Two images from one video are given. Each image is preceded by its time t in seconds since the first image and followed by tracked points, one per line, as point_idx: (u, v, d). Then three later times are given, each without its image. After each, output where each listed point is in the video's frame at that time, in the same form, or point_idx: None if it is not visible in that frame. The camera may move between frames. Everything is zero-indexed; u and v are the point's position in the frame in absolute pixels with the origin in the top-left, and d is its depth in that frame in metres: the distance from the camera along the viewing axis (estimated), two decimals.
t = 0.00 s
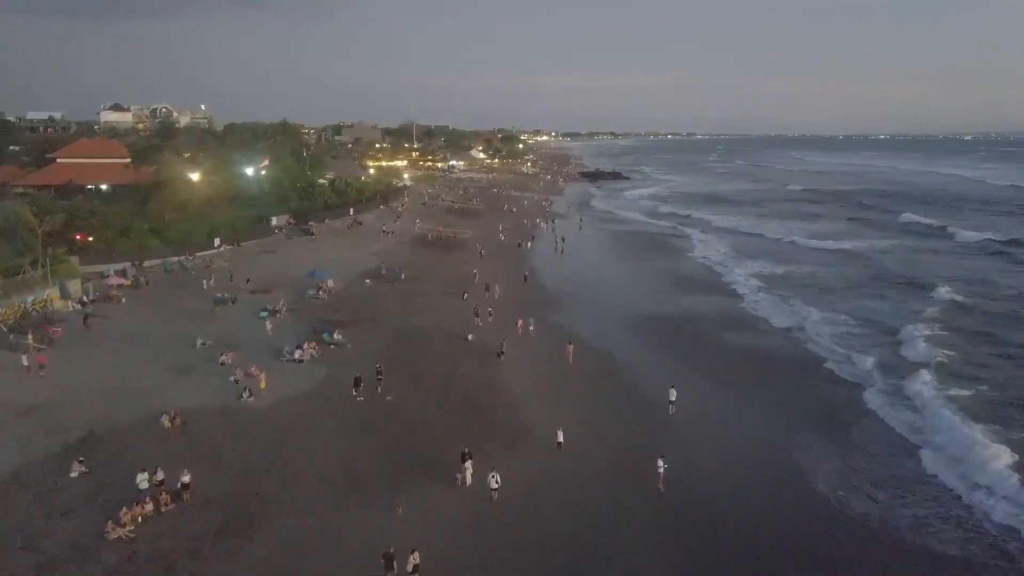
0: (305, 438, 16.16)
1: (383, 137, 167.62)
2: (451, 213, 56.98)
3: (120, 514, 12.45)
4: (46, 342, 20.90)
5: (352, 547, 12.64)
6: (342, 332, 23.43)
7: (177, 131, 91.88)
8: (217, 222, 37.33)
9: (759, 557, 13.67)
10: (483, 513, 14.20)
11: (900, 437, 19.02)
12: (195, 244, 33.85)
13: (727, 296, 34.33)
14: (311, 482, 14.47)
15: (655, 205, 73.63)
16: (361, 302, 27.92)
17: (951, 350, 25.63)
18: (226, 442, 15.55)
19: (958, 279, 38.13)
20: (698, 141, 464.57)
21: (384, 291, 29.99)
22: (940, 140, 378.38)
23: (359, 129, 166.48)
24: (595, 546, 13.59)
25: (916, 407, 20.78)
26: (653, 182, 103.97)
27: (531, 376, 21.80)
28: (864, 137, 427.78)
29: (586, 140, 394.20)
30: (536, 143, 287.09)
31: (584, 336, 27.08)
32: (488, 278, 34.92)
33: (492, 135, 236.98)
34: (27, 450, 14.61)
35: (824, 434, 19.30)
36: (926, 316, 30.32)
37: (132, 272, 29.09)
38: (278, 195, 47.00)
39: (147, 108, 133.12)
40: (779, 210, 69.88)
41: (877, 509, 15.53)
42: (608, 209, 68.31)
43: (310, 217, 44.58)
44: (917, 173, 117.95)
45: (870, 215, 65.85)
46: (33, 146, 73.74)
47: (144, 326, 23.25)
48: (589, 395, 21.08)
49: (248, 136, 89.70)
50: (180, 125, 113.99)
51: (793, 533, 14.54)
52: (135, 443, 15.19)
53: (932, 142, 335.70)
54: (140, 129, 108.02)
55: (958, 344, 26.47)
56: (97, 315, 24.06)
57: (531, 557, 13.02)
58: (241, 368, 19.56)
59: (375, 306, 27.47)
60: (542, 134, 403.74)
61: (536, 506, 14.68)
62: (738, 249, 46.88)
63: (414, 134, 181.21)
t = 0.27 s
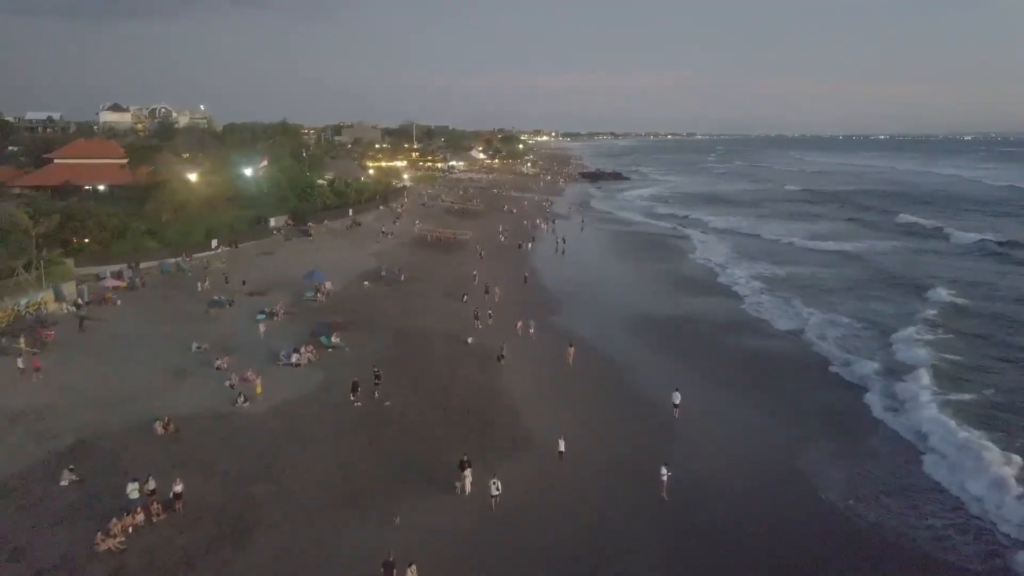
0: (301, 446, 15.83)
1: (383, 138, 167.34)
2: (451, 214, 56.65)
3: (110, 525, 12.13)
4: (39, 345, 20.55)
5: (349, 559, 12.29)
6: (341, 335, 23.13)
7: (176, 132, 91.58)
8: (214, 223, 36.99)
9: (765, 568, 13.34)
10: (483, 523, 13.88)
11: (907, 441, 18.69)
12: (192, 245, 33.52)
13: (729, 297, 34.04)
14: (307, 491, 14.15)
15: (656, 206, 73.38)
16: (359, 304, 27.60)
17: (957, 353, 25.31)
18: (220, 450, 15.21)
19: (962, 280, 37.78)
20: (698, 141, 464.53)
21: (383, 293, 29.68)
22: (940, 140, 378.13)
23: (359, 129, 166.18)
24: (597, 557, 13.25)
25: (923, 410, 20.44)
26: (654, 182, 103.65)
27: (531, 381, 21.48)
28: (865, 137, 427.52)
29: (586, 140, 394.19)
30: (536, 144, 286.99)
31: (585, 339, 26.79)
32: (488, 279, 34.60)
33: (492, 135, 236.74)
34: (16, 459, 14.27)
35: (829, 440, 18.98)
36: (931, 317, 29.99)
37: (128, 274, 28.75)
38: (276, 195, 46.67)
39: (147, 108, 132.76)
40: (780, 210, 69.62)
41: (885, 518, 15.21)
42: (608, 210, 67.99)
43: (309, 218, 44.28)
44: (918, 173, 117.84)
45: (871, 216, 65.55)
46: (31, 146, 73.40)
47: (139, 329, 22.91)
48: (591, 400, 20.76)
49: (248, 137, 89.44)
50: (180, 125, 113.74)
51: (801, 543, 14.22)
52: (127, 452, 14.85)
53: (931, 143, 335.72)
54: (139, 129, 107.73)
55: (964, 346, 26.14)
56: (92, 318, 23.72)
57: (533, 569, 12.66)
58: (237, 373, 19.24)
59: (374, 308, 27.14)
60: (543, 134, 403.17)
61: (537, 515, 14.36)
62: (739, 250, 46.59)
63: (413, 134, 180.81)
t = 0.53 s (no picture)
0: (297, 452, 15.50)
1: (382, 138, 167.00)
2: (451, 215, 56.34)
3: (99, 536, 11.81)
4: (31, 349, 20.24)
5: (344, 569, 11.98)
6: (338, 338, 22.81)
7: (175, 133, 91.27)
8: (211, 224, 36.69)
9: None
10: (482, 532, 13.53)
11: (914, 446, 18.36)
12: (189, 247, 33.22)
13: (731, 299, 33.74)
14: (302, 500, 13.81)
15: (657, 206, 73.08)
16: (358, 306, 27.29)
17: (963, 355, 24.97)
18: (214, 458, 14.89)
19: (967, 281, 37.45)
20: (699, 142, 464.36)
21: (382, 295, 29.38)
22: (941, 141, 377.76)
23: (358, 129, 165.91)
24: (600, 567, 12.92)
25: (930, 414, 20.10)
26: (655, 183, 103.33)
27: (532, 385, 21.15)
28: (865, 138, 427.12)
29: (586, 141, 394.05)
30: (536, 144, 286.67)
31: (587, 342, 26.47)
32: (488, 281, 34.28)
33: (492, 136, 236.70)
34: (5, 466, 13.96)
35: (835, 445, 18.65)
36: (936, 318, 29.65)
37: (123, 276, 28.44)
38: (275, 195, 46.34)
39: (146, 108, 132.39)
40: (781, 211, 69.32)
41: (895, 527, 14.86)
42: (609, 210, 67.71)
43: (307, 219, 43.96)
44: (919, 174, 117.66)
45: (873, 216, 65.20)
46: (29, 146, 73.05)
47: (134, 333, 22.60)
48: (592, 405, 20.43)
49: (247, 137, 89.15)
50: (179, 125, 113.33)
51: (807, 552, 13.90)
52: (118, 459, 14.54)
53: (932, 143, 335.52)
54: (138, 130, 107.43)
55: (971, 348, 25.80)
56: (86, 320, 23.41)
57: None
58: (232, 377, 18.90)
59: (372, 311, 26.82)
60: (543, 134, 403.18)
61: (538, 524, 14.03)
62: (741, 251, 46.26)
63: (413, 134, 180.41)
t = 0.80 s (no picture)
0: (292, 460, 15.13)
1: (382, 138, 166.69)
2: (451, 216, 56.00)
3: (87, 548, 11.46)
4: (23, 353, 19.90)
5: None
6: (336, 342, 22.46)
7: (174, 133, 90.96)
8: (209, 224, 36.35)
9: None
10: (482, 543, 13.12)
11: (922, 450, 17.95)
12: (186, 248, 32.89)
13: (733, 300, 33.39)
14: (297, 509, 13.43)
15: (657, 207, 72.75)
16: (356, 308, 26.94)
17: (970, 358, 24.58)
18: (207, 466, 14.53)
19: (971, 282, 37.11)
20: (699, 142, 464.25)
21: (380, 297, 29.04)
22: (941, 140, 377.55)
23: (358, 129, 165.59)
24: None
25: (937, 418, 19.71)
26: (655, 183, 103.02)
27: (532, 389, 20.77)
28: (866, 138, 426.79)
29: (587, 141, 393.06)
30: (536, 144, 286.34)
31: (588, 344, 26.12)
32: (488, 282, 33.92)
33: (492, 136, 236.08)
34: None
35: (842, 451, 18.25)
36: (941, 319, 29.30)
37: (119, 278, 28.10)
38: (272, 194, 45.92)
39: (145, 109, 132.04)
40: (783, 211, 69.01)
41: (906, 536, 14.46)
42: (609, 211, 67.39)
43: (305, 220, 43.63)
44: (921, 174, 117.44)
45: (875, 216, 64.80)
46: (27, 147, 72.69)
47: (128, 336, 22.25)
48: (594, 409, 20.03)
49: (246, 137, 88.84)
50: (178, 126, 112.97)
51: (816, 563, 13.55)
52: (109, 467, 14.19)
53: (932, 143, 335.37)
54: (137, 130, 107.11)
55: (978, 350, 25.40)
56: (80, 323, 23.07)
57: None
58: (227, 382, 18.53)
59: (371, 313, 26.46)
60: (542, 134, 402.94)
61: (540, 533, 13.65)
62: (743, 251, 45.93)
63: (413, 134, 180.07)
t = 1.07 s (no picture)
0: (287, 468, 14.78)
1: (382, 138, 166.42)
2: (450, 216, 55.71)
3: (75, 560, 11.13)
4: (15, 357, 19.56)
5: None
6: (333, 345, 22.14)
7: (173, 133, 90.68)
8: (206, 225, 36.02)
9: None
10: (481, 553, 12.79)
11: (930, 455, 17.58)
12: (182, 249, 32.57)
13: (735, 302, 33.06)
14: (291, 518, 13.10)
15: (658, 207, 72.46)
16: (354, 311, 26.62)
17: (976, 361, 24.26)
18: (200, 475, 14.20)
19: (975, 284, 36.80)
20: (699, 142, 463.80)
21: (379, 299, 28.72)
22: (941, 141, 377.54)
23: (357, 130, 165.23)
24: None
25: (943, 421, 19.39)
26: (655, 184, 102.76)
27: (532, 393, 20.43)
28: (865, 139, 426.68)
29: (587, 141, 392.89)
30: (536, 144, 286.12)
31: (589, 347, 25.79)
32: (487, 284, 33.61)
33: (490, 137, 235.67)
34: None
35: (846, 454, 17.91)
36: (946, 321, 28.97)
37: (114, 280, 27.79)
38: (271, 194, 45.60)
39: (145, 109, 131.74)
40: (784, 211, 68.72)
41: (915, 544, 14.12)
42: (609, 211, 67.10)
43: (304, 221, 43.34)
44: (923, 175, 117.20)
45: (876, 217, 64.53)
46: (25, 147, 72.39)
47: (122, 338, 21.91)
48: (595, 413, 19.72)
49: (245, 137, 88.59)
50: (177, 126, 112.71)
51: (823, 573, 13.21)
52: (100, 475, 13.86)
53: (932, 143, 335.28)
54: (135, 130, 106.80)
55: (982, 353, 25.10)
56: (74, 326, 22.74)
57: None
58: (222, 387, 18.21)
59: (369, 315, 26.14)
60: (542, 134, 402.69)
61: (541, 544, 13.28)
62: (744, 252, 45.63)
63: (413, 134, 179.80)
